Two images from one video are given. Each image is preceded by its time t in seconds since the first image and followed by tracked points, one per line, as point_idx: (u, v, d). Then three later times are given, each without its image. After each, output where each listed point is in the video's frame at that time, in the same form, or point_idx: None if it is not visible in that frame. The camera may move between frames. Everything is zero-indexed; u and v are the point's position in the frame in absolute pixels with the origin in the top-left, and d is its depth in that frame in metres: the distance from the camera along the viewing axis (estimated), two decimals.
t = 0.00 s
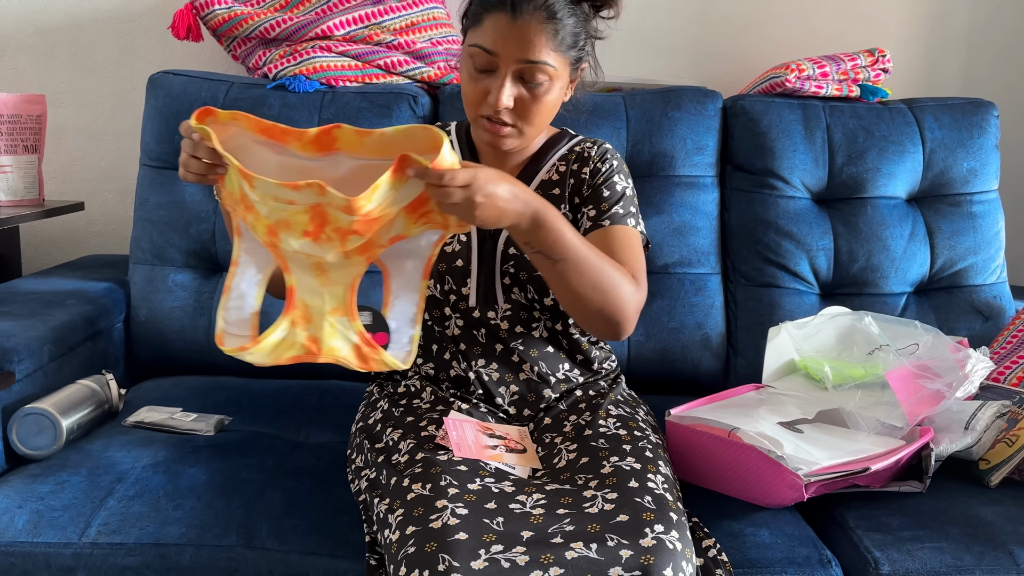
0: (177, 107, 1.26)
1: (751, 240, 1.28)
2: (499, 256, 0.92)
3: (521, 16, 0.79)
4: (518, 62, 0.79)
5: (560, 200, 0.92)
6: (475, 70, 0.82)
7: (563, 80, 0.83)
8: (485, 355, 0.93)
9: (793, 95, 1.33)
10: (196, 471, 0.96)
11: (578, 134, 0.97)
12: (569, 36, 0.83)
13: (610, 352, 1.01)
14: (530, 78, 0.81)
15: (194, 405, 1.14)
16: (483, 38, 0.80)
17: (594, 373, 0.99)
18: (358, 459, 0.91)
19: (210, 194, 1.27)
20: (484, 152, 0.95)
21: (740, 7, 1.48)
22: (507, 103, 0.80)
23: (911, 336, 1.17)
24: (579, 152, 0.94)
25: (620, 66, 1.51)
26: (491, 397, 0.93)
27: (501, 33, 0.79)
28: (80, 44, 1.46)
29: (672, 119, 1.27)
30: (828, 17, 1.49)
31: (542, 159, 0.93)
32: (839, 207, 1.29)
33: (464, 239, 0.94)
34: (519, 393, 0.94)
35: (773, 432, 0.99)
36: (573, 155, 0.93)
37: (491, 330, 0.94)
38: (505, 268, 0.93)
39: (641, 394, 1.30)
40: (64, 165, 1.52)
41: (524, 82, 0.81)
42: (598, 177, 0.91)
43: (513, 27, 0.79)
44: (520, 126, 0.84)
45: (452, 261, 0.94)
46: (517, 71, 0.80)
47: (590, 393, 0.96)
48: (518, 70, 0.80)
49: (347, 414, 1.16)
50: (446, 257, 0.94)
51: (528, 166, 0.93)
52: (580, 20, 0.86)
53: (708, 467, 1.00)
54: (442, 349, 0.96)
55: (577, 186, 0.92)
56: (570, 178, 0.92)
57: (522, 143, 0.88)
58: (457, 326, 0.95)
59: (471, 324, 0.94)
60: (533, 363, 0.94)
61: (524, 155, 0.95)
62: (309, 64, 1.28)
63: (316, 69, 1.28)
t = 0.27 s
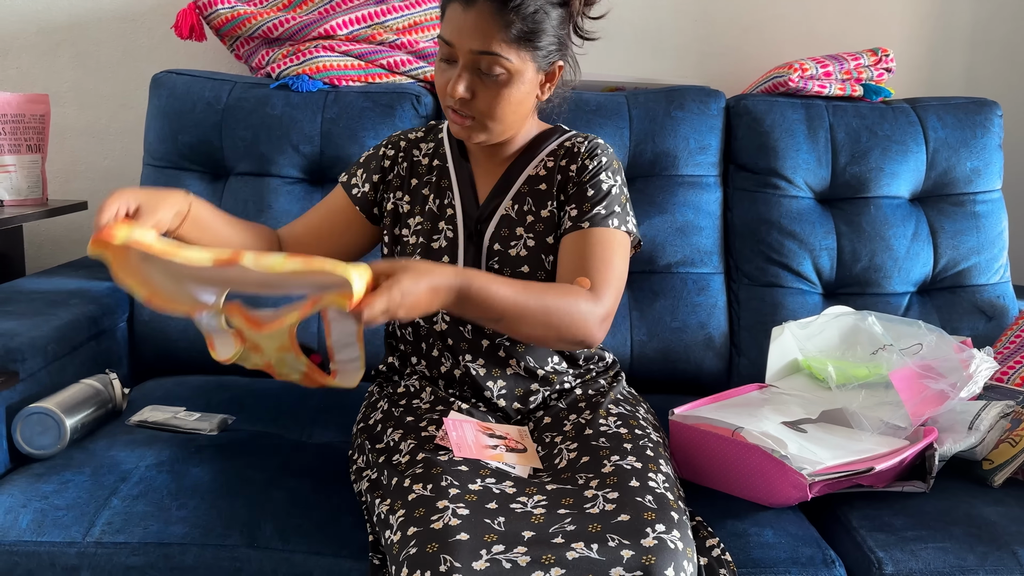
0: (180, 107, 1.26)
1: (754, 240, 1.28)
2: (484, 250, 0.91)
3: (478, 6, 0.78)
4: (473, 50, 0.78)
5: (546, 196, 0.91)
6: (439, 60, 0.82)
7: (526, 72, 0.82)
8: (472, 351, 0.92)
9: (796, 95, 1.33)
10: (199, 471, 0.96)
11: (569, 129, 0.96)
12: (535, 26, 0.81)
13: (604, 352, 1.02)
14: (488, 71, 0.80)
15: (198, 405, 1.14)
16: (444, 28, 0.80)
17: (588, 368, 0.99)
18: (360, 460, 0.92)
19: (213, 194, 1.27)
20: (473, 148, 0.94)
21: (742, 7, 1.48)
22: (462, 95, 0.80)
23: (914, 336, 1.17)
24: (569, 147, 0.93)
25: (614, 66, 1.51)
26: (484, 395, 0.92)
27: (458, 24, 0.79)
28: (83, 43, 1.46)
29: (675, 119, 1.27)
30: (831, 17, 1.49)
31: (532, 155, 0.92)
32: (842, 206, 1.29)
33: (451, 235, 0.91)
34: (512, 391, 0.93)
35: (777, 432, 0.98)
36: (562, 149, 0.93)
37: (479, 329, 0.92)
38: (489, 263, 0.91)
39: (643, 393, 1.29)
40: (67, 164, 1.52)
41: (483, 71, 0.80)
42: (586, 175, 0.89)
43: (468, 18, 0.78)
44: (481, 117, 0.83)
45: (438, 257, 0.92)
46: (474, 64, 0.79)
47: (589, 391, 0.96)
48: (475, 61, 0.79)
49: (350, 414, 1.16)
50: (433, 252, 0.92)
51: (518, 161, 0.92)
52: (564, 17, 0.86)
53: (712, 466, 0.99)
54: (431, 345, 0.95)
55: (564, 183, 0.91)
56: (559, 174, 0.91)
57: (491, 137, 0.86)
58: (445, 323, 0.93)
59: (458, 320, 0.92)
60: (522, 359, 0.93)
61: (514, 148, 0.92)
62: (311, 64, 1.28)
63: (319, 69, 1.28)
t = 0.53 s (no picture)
0: (182, 107, 1.26)
1: (756, 239, 1.28)
2: (482, 254, 0.90)
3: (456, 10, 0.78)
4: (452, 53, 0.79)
5: (545, 194, 0.91)
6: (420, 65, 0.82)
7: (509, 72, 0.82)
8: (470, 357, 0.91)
9: (798, 94, 1.33)
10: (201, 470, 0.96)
11: (558, 123, 0.95)
12: (515, 27, 0.81)
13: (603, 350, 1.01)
14: (470, 75, 0.80)
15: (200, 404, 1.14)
16: (423, 33, 0.80)
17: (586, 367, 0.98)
18: (361, 462, 0.92)
19: (215, 194, 1.27)
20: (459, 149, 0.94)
21: (744, 6, 1.48)
22: (444, 100, 0.80)
23: (917, 336, 1.16)
24: (560, 143, 0.92)
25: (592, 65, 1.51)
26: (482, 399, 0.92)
27: (437, 29, 0.79)
28: (86, 43, 1.46)
29: (677, 119, 1.27)
30: (833, 16, 1.48)
31: (523, 154, 0.92)
32: (844, 206, 1.29)
33: (446, 239, 0.90)
34: (509, 393, 0.93)
35: (780, 432, 0.98)
36: (553, 145, 0.92)
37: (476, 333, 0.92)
38: (488, 266, 0.90)
39: (645, 393, 1.29)
40: (70, 164, 1.52)
41: (464, 74, 0.80)
42: (587, 175, 0.90)
43: (447, 21, 0.78)
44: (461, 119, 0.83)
45: (435, 263, 0.90)
46: (455, 68, 0.80)
47: (587, 388, 0.96)
48: (456, 65, 0.79)
49: (352, 413, 1.16)
50: (428, 258, 0.90)
51: (508, 160, 0.92)
52: (544, 17, 0.85)
53: (715, 466, 0.99)
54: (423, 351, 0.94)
55: (564, 182, 0.91)
56: (554, 173, 0.91)
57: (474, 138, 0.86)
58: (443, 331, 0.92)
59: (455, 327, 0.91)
60: (521, 364, 0.93)
61: (500, 147, 0.93)
62: (314, 63, 1.28)
63: (321, 68, 1.28)
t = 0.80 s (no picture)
0: (184, 107, 1.26)
1: (757, 240, 1.28)
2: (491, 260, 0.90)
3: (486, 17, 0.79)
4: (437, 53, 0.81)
5: (553, 200, 0.92)
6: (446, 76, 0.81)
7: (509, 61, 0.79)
8: (477, 366, 0.91)
9: (799, 95, 1.34)
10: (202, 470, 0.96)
11: (558, 124, 0.96)
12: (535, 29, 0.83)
13: (604, 352, 1.01)
14: (505, 80, 0.81)
15: (201, 404, 1.14)
16: (449, 43, 0.80)
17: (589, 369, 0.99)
18: (361, 463, 0.92)
19: (215, 194, 1.27)
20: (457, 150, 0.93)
21: (745, 6, 1.48)
22: (484, 106, 0.80)
23: (917, 336, 1.17)
24: (567, 147, 0.94)
25: (592, 64, 1.51)
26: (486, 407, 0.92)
27: (469, 36, 0.79)
28: (87, 43, 1.46)
29: (678, 119, 1.27)
30: (835, 16, 1.48)
31: (527, 159, 0.92)
32: (845, 207, 1.29)
33: (453, 249, 0.90)
34: (513, 400, 0.93)
35: (780, 432, 0.98)
36: (559, 149, 0.94)
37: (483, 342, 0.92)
38: (498, 273, 0.91)
39: (646, 393, 1.29)
40: (71, 164, 1.52)
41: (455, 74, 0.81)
42: (599, 183, 0.92)
43: (481, 28, 0.79)
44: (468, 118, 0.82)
45: (443, 273, 0.90)
46: (488, 73, 0.80)
47: (589, 391, 0.96)
48: (491, 70, 0.80)
49: (353, 413, 1.16)
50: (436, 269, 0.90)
51: (512, 166, 0.92)
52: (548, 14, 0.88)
53: (714, 467, 1.00)
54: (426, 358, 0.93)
55: (578, 190, 0.92)
56: (564, 179, 0.93)
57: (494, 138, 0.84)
58: (450, 340, 0.92)
59: (464, 336, 0.92)
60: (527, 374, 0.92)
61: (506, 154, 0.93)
62: (315, 63, 1.28)
63: (322, 69, 1.28)
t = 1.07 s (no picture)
0: (185, 108, 1.26)
1: (757, 240, 1.28)
2: (533, 264, 0.91)
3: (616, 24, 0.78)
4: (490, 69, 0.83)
5: (589, 209, 0.95)
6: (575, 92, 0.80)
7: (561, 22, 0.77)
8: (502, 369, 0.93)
9: (800, 95, 1.34)
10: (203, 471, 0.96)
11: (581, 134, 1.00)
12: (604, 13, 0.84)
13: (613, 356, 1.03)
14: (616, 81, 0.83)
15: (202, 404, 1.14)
16: (582, 58, 0.77)
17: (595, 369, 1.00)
18: (362, 462, 0.92)
19: (216, 194, 1.27)
20: (496, 147, 0.93)
21: (745, 6, 1.48)
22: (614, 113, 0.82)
23: (916, 337, 1.16)
24: (598, 157, 0.98)
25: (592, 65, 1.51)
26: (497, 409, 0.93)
27: (604, 48, 0.77)
28: (88, 44, 1.47)
29: (679, 120, 1.27)
30: (835, 17, 1.48)
31: (563, 167, 0.94)
32: (846, 207, 1.29)
33: (497, 253, 0.90)
34: (529, 403, 0.94)
35: (778, 433, 0.98)
36: (594, 160, 0.98)
37: (514, 346, 0.93)
38: (538, 279, 0.92)
39: (646, 393, 1.29)
40: (72, 164, 1.52)
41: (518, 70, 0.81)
42: (627, 191, 0.97)
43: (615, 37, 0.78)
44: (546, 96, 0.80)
45: (486, 277, 0.90)
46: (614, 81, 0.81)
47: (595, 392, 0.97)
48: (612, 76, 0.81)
49: (353, 413, 1.16)
50: (478, 274, 0.90)
51: (549, 173, 0.93)
52: None
53: (712, 468, 1.00)
54: (455, 358, 0.94)
55: (609, 199, 0.97)
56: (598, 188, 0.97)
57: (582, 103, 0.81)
58: (479, 341, 0.93)
59: (493, 338, 0.92)
60: (548, 379, 0.94)
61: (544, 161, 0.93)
62: (316, 64, 1.28)
63: (323, 69, 1.28)
